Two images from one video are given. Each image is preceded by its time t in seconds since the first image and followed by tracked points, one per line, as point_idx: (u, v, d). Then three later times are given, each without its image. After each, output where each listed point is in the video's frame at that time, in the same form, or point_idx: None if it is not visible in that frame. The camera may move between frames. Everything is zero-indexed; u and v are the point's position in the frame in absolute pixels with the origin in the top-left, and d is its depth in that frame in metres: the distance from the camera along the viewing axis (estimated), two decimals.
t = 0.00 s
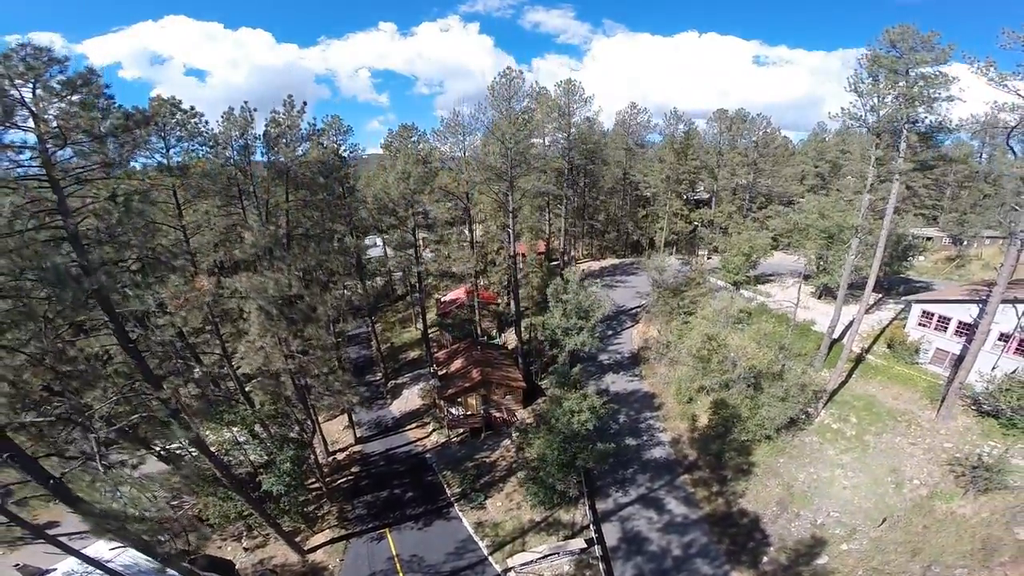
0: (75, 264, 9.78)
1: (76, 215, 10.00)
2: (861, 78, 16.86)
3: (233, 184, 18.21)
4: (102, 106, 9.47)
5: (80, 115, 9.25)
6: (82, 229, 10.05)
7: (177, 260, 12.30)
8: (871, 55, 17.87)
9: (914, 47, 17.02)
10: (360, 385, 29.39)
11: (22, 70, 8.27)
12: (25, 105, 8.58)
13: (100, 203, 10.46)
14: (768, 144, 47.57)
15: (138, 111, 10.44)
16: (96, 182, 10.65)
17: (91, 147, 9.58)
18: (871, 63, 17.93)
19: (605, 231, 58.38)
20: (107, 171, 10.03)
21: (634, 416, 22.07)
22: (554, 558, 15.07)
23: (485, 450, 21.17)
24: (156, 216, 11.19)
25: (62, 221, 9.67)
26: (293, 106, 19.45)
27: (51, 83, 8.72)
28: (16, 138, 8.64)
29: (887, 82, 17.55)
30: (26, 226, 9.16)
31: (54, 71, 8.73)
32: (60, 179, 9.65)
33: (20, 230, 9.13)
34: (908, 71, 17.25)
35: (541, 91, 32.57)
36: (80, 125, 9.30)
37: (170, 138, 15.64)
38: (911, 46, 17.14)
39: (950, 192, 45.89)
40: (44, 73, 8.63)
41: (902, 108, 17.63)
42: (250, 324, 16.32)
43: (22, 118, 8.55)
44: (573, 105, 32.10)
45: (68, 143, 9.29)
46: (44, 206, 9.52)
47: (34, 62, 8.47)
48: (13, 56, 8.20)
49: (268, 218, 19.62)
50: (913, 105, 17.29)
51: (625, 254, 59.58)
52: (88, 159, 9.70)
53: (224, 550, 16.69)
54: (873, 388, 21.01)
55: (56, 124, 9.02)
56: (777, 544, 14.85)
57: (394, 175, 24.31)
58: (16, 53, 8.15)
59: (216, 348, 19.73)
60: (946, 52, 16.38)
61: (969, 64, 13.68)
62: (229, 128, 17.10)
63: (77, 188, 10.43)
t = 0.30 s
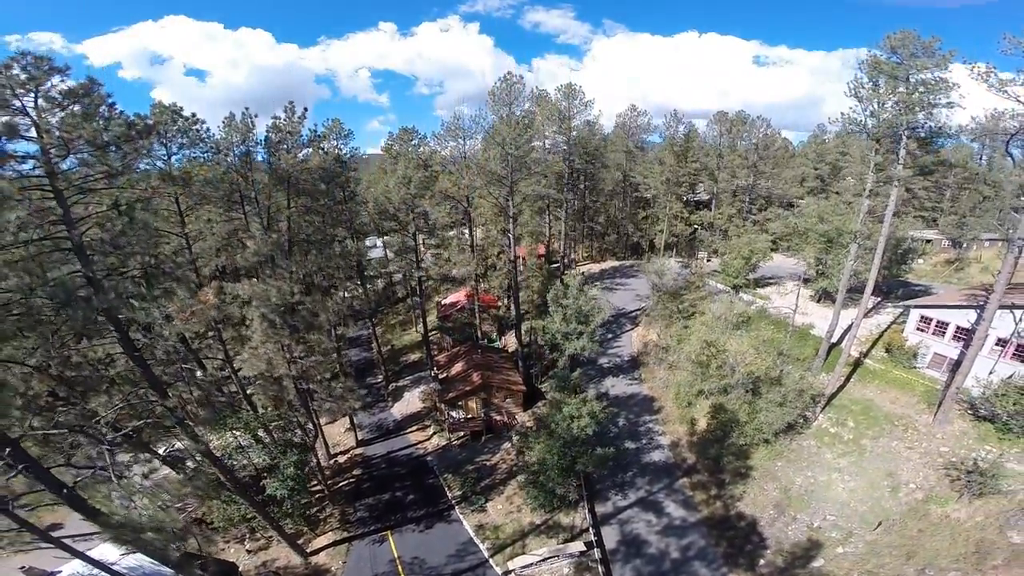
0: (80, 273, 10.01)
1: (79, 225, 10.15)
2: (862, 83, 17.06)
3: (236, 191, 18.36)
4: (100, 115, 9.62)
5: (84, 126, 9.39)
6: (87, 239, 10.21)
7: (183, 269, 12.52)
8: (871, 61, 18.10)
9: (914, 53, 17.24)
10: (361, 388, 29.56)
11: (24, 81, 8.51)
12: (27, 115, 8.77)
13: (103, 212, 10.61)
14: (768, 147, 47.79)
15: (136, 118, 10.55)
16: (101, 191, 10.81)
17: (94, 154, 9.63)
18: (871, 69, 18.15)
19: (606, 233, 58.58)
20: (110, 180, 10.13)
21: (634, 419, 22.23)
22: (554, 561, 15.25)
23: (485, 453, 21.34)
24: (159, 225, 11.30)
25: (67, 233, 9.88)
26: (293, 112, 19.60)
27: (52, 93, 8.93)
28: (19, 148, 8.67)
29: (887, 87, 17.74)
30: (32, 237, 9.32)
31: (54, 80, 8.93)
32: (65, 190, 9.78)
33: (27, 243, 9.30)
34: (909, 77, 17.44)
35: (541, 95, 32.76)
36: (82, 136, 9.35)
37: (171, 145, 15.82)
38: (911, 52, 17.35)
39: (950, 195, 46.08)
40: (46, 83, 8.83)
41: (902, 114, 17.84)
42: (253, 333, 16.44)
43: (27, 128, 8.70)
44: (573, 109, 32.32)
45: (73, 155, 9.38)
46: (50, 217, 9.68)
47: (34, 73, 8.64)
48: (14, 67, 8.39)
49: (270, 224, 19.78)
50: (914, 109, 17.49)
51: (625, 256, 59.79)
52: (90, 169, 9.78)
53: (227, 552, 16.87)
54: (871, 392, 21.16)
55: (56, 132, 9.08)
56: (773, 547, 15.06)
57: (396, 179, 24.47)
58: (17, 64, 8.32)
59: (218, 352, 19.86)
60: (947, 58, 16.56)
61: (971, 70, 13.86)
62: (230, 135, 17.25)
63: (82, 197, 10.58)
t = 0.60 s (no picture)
0: (85, 287, 10.15)
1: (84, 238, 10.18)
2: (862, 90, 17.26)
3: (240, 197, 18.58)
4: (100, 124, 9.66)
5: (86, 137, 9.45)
6: (92, 251, 10.32)
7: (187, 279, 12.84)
8: (871, 66, 18.30)
9: (916, 59, 17.46)
10: (362, 391, 29.75)
11: (25, 92, 8.59)
12: (28, 125, 8.79)
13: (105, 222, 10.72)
14: (767, 151, 48.05)
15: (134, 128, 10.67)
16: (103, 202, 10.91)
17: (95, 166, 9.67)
18: (872, 75, 18.37)
19: (606, 236, 58.81)
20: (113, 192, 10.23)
21: (633, 423, 22.41)
22: (553, 564, 15.43)
23: (486, 457, 21.52)
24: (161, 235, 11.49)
25: (72, 246, 9.87)
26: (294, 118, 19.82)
27: (52, 103, 9.00)
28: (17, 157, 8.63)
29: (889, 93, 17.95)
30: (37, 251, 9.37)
31: (54, 89, 9.00)
32: (68, 202, 9.85)
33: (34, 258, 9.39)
34: (912, 82, 17.63)
35: (542, 100, 32.99)
36: (82, 146, 9.34)
37: (173, 152, 16.12)
38: (911, 58, 17.57)
39: (949, 200, 46.30)
40: (45, 93, 8.89)
41: (904, 121, 18.04)
42: (256, 341, 16.62)
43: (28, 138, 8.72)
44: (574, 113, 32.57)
45: (74, 168, 9.37)
46: (55, 231, 9.69)
47: (35, 84, 8.73)
48: (15, 78, 8.47)
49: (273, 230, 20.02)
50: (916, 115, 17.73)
51: (625, 259, 60.03)
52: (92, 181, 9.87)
53: (230, 554, 17.07)
54: (869, 399, 21.17)
55: (55, 139, 9.03)
56: (770, 551, 15.27)
57: (397, 185, 24.70)
58: (17, 75, 8.40)
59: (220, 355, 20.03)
60: (950, 63, 16.75)
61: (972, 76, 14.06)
62: (232, 141, 17.50)
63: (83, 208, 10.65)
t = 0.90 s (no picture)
0: (89, 298, 10.33)
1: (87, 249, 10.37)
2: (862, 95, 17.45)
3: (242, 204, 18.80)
4: (100, 134, 9.73)
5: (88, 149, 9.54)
6: (95, 263, 10.52)
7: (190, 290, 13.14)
8: (871, 72, 18.48)
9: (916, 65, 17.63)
10: (363, 393, 29.90)
11: (26, 104, 8.73)
12: (29, 135, 8.98)
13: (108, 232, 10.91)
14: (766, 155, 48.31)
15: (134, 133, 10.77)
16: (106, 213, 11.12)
17: (98, 179, 9.87)
18: (873, 80, 18.55)
19: (606, 239, 58.98)
20: (117, 206, 10.50)
21: (633, 427, 22.58)
22: (554, 567, 15.60)
23: (486, 460, 21.69)
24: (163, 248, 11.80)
25: (77, 258, 10.11)
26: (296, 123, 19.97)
27: (52, 114, 9.15)
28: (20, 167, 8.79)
29: (888, 98, 18.13)
30: (42, 263, 9.58)
31: (54, 100, 9.13)
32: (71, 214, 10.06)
33: (40, 271, 9.60)
34: (914, 88, 17.77)
35: (543, 104, 33.18)
36: (84, 158, 9.47)
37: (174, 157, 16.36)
38: (910, 63, 17.73)
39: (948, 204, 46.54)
40: (46, 103, 9.03)
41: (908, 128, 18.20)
42: (258, 348, 16.79)
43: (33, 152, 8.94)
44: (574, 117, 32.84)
45: (77, 178, 9.57)
46: (60, 241, 9.91)
47: (36, 95, 8.86)
48: (15, 89, 8.57)
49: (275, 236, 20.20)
50: (916, 122, 17.90)
51: (625, 262, 60.21)
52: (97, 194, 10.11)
53: (233, 557, 17.24)
54: (867, 402, 21.44)
55: (56, 151, 9.16)
56: (767, 554, 15.47)
57: (397, 190, 25.04)
58: (17, 85, 8.49)
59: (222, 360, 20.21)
60: (951, 70, 16.94)
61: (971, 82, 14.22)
62: (236, 147, 17.76)
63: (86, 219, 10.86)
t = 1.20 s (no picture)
0: (95, 311, 10.41)
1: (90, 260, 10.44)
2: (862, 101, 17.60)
3: (243, 211, 19.01)
4: (101, 146, 9.74)
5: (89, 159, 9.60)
6: (99, 276, 10.57)
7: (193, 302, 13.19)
8: (871, 78, 18.57)
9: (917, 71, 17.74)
10: (364, 396, 30.06)
11: (27, 116, 8.75)
12: (31, 147, 8.94)
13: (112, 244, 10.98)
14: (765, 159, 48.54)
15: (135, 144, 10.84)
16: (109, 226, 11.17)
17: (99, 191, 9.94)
18: (873, 86, 18.69)
19: (606, 241, 59.17)
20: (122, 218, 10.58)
21: (632, 431, 22.76)
22: (553, 571, 15.77)
23: (486, 463, 21.88)
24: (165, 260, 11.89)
25: (80, 271, 10.15)
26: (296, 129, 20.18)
27: (52, 126, 9.14)
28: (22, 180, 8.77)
29: (888, 104, 18.29)
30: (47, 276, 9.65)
31: (54, 111, 9.11)
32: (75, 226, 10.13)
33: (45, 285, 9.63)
34: (915, 94, 17.89)
35: (543, 108, 33.39)
36: (86, 172, 9.55)
37: (175, 163, 16.56)
38: (910, 70, 17.83)
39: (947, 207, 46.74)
40: (46, 114, 9.01)
41: (908, 134, 18.35)
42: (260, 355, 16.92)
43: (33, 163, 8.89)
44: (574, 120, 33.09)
45: (79, 190, 9.65)
46: (64, 254, 9.99)
47: (36, 105, 8.85)
48: (16, 99, 8.58)
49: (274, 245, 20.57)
50: (916, 128, 18.07)
51: (625, 264, 60.39)
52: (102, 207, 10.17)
53: (236, 559, 17.42)
54: (864, 406, 21.64)
55: (57, 163, 9.17)
56: (763, 557, 15.68)
57: (398, 195, 25.27)
58: (17, 95, 8.51)
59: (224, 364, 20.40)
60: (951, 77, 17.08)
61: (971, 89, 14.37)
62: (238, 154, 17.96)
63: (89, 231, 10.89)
